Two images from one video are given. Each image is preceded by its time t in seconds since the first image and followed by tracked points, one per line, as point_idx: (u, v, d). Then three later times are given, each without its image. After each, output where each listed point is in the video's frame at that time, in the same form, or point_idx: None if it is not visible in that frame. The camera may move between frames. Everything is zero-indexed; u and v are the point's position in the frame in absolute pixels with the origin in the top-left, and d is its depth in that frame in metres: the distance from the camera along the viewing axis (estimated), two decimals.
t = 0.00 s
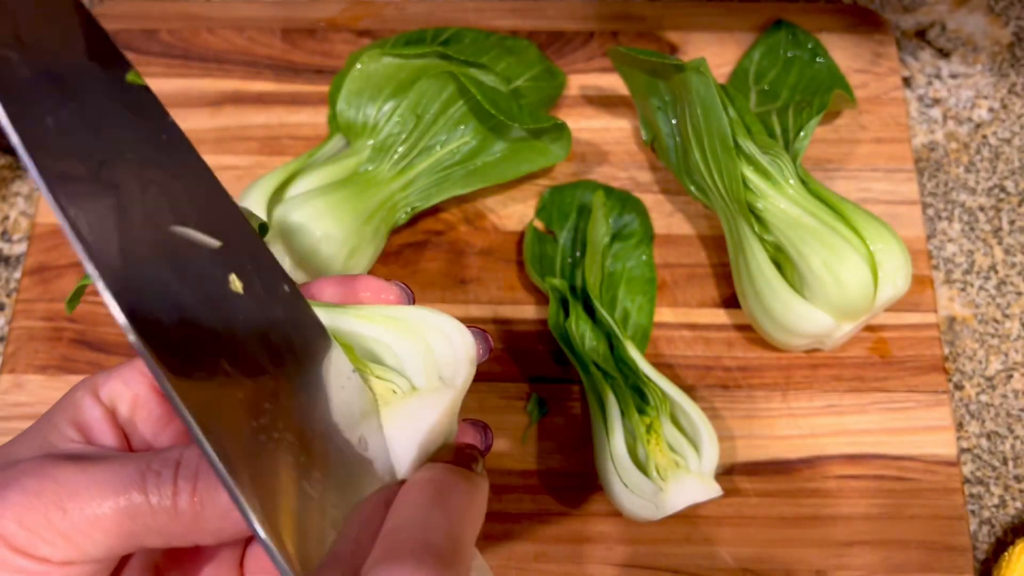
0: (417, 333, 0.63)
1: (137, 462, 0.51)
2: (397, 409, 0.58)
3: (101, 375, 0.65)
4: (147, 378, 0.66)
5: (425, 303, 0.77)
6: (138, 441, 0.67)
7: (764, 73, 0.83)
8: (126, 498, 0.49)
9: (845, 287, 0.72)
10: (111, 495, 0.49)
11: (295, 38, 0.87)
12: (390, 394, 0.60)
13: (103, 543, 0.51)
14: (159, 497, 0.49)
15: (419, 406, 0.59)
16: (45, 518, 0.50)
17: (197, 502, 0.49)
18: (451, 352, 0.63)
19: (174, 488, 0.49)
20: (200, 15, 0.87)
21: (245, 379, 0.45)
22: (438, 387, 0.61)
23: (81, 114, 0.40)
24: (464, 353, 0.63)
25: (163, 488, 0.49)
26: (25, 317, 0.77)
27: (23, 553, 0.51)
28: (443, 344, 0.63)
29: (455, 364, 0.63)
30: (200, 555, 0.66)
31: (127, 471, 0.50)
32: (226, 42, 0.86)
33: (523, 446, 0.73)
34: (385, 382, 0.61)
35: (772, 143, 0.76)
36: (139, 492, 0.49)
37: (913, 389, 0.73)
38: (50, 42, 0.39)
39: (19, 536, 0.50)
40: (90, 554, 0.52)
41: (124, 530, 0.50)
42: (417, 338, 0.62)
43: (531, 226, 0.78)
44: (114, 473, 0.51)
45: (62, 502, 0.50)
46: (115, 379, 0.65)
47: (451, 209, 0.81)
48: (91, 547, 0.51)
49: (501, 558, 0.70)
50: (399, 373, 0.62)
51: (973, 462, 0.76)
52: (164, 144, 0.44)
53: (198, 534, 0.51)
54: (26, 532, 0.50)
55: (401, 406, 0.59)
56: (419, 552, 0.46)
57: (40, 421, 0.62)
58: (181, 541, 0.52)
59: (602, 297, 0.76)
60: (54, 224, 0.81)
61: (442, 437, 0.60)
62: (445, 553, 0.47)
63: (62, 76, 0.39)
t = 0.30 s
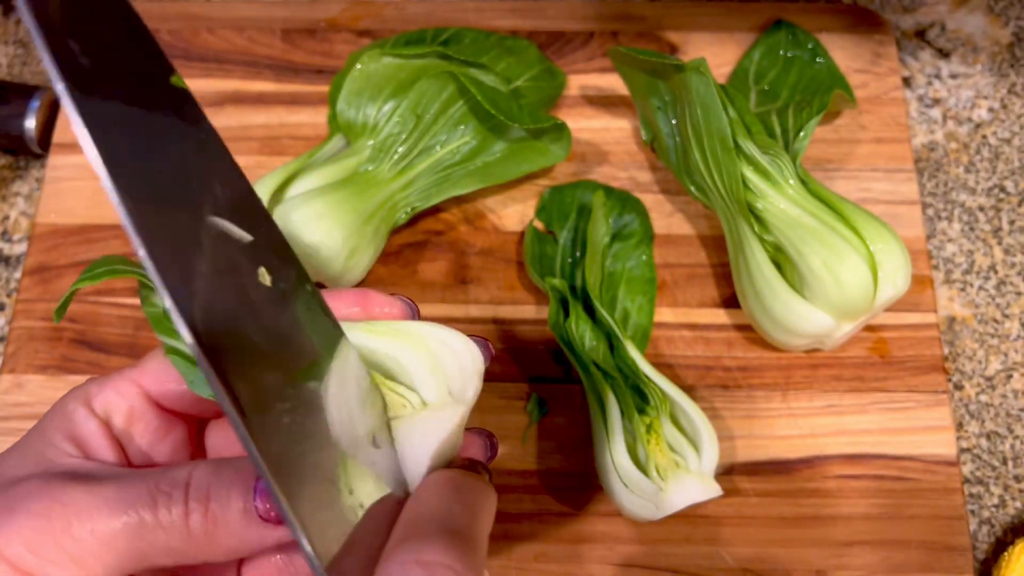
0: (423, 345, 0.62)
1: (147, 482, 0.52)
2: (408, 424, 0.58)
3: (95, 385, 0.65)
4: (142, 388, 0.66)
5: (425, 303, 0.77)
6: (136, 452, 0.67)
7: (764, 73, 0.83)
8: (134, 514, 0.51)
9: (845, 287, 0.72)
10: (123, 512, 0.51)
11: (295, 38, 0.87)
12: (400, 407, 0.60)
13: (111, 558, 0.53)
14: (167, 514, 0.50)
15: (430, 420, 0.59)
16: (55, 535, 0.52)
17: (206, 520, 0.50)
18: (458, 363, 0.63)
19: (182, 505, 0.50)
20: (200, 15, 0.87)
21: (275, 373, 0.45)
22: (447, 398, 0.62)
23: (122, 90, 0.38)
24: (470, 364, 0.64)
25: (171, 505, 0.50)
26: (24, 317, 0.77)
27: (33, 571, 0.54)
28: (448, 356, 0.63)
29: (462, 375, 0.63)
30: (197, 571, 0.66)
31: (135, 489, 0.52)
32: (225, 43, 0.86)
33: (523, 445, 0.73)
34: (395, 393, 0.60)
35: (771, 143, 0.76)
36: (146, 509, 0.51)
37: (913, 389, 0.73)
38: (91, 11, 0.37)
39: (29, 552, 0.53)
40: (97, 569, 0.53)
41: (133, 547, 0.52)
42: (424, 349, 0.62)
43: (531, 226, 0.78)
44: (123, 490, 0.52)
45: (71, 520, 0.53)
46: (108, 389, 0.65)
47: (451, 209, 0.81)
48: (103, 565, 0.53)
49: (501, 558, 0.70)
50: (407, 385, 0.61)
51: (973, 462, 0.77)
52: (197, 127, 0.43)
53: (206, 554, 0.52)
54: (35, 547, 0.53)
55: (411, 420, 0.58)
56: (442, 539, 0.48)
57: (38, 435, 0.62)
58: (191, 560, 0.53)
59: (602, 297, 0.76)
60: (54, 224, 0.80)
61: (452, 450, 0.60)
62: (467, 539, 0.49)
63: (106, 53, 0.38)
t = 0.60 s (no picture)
0: (424, 339, 0.63)
1: (129, 433, 0.52)
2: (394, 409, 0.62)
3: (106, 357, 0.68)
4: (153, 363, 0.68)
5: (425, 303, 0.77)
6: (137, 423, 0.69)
7: (764, 73, 0.83)
8: (118, 466, 0.50)
9: (845, 288, 0.72)
10: (103, 462, 0.50)
11: (295, 38, 0.87)
12: (389, 392, 0.63)
13: (91, 509, 0.51)
14: (151, 465, 0.51)
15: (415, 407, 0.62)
16: (37, 483, 0.50)
17: (186, 472, 0.51)
18: (454, 359, 0.63)
19: (166, 459, 0.51)
20: (200, 16, 0.87)
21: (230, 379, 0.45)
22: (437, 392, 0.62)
23: (38, 96, 0.37)
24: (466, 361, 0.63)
25: (154, 456, 0.51)
26: (25, 317, 0.78)
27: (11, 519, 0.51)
28: (448, 354, 0.63)
29: (456, 370, 0.63)
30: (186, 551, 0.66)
31: (119, 441, 0.51)
32: (226, 43, 0.86)
33: (523, 446, 0.73)
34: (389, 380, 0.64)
35: (771, 144, 0.76)
36: (131, 460, 0.50)
37: (913, 389, 0.73)
38: None
39: (8, 499, 0.50)
40: (79, 520, 0.52)
41: (110, 498, 0.51)
42: (423, 343, 0.63)
43: (531, 225, 0.78)
44: (105, 441, 0.51)
45: (54, 466, 0.50)
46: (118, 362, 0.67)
47: (452, 209, 0.81)
48: (80, 515, 0.52)
49: (501, 558, 0.70)
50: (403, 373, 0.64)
51: (972, 462, 0.77)
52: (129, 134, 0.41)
53: (187, 504, 0.52)
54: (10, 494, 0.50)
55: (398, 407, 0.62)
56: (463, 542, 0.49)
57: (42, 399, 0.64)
58: (168, 511, 0.53)
59: (602, 296, 0.76)
60: (54, 224, 0.81)
61: (434, 442, 0.62)
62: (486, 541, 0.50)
63: (25, 59, 0.36)
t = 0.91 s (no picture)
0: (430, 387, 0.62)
1: (118, 422, 0.54)
2: (368, 448, 0.59)
3: (126, 343, 0.70)
4: (173, 356, 0.71)
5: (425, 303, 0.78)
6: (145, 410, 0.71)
7: (764, 73, 0.83)
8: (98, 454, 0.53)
9: (845, 287, 0.72)
10: (87, 448, 0.53)
11: (295, 38, 0.87)
12: (373, 429, 0.60)
13: (68, 491, 0.54)
14: (127, 457, 0.52)
15: (393, 450, 0.59)
16: (28, 458, 0.54)
17: (157, 466, 0.51)
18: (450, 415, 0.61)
19: (141, 450, 0.52)
20: (200, 16, 0.87)
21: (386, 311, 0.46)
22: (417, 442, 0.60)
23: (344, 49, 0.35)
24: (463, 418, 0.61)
25: (132, 448, 0.52)
26: (25, 317, 0.78)
27: None
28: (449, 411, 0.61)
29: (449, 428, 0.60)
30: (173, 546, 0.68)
31: (106, 428, 0.54)
32: (226, 43, 0.86)
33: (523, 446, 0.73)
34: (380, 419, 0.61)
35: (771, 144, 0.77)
36: (111, 450, 0.52)
37: (913, 389, 0.73)
38: None
39: None
40: (55, 500, 0.55)
41: (87, 484, 0.53)
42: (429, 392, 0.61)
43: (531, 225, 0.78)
44: (91, 428, 0.54)
45: (40, 446, 0.54)
46: (141, 350, 0.70)
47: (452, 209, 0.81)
48: (56, 496, 0.55)
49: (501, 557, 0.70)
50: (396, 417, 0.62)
51: (972, 461, 0.77)
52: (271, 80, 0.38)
53: (154, 498, 0.53)
54: None
55: (378, 444, 0.59)
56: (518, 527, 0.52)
57: (51, 372, 0.65)
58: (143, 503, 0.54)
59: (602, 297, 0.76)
60: (54, 224, 0.81)
61: (397, 495, 0.58)
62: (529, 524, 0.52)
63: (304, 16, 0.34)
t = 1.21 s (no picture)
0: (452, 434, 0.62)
1: (143, 457, 0.55)
2: (386, 495, 0.59)
3: (144, 352, 0.69)
4: (192, 367, 0.71)
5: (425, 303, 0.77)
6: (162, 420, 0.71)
7: (765, 72, 0.83)
8: (125, 490, 0.53)
9: (847, 287, 0.71)
10: (113, 483, 0.54)
11: (294, 37, 0.86)
12: (392, 475, 0.61)
13: (88, 526, 0.54)
14: (154, 495, 0.53)
15: (413, 499, 0.59)
16: (48, 488, 0.54)
17: (184, 503, 0.52)
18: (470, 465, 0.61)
19: (167, 486, 0.53)
20: (199, 15, 0.87)
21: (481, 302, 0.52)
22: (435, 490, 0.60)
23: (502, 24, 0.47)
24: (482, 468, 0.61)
25: (158, 487, 0.53)
26: (23, 317, 0.77)
27: (10, 520, 0.55)
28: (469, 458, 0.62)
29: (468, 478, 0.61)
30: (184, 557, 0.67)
31: (130, 462, 0.54)
32: (224, 41, 0.86)
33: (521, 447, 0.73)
34: (400, 464, 0.62)
35: (772, 142, 0.76)
36: (138, 487, 0.53)
37: (915, 389, 0.73)
38: None
39: (11, 502, 0.54)
40: (76, 533, 0.55)
41: (111, 519, 0.54)
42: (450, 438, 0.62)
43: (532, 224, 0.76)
44: (116, 462, 0.55)
45: (62, 477, 0.54)
46: (158, 361, 0.70)
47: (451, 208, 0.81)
48: (75, 529, 0.55)
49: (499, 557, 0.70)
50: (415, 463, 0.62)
51: (975, 462, 0.76)
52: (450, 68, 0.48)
53: (181, 537, 0.54)
54: (16, 496, 0.54)
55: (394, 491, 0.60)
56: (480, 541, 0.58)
57: (68, 383, 0.65)
58: (167, 539, 0.55)
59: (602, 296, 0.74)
60: (52, 224, 0.80)
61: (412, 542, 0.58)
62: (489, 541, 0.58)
63: None
